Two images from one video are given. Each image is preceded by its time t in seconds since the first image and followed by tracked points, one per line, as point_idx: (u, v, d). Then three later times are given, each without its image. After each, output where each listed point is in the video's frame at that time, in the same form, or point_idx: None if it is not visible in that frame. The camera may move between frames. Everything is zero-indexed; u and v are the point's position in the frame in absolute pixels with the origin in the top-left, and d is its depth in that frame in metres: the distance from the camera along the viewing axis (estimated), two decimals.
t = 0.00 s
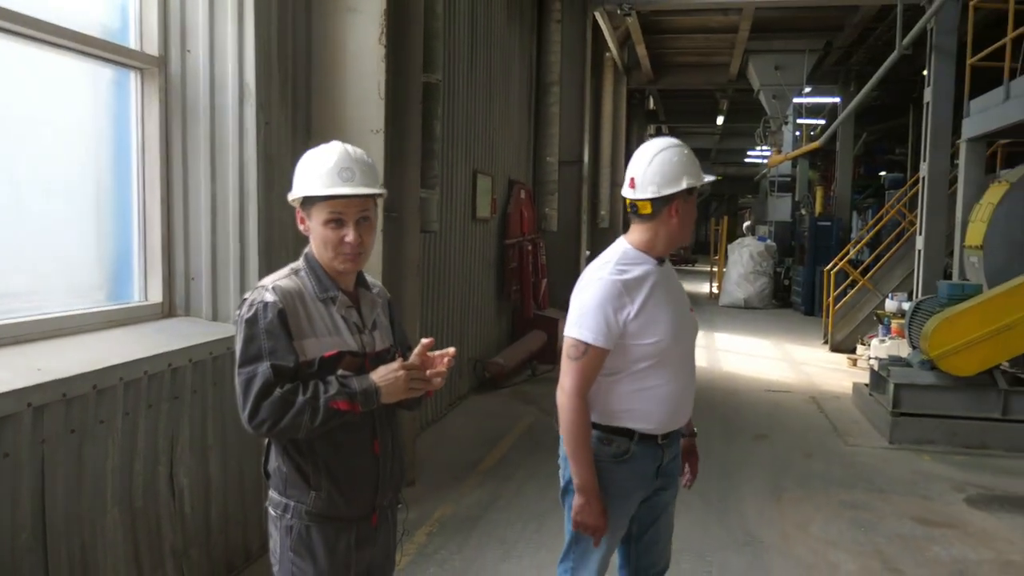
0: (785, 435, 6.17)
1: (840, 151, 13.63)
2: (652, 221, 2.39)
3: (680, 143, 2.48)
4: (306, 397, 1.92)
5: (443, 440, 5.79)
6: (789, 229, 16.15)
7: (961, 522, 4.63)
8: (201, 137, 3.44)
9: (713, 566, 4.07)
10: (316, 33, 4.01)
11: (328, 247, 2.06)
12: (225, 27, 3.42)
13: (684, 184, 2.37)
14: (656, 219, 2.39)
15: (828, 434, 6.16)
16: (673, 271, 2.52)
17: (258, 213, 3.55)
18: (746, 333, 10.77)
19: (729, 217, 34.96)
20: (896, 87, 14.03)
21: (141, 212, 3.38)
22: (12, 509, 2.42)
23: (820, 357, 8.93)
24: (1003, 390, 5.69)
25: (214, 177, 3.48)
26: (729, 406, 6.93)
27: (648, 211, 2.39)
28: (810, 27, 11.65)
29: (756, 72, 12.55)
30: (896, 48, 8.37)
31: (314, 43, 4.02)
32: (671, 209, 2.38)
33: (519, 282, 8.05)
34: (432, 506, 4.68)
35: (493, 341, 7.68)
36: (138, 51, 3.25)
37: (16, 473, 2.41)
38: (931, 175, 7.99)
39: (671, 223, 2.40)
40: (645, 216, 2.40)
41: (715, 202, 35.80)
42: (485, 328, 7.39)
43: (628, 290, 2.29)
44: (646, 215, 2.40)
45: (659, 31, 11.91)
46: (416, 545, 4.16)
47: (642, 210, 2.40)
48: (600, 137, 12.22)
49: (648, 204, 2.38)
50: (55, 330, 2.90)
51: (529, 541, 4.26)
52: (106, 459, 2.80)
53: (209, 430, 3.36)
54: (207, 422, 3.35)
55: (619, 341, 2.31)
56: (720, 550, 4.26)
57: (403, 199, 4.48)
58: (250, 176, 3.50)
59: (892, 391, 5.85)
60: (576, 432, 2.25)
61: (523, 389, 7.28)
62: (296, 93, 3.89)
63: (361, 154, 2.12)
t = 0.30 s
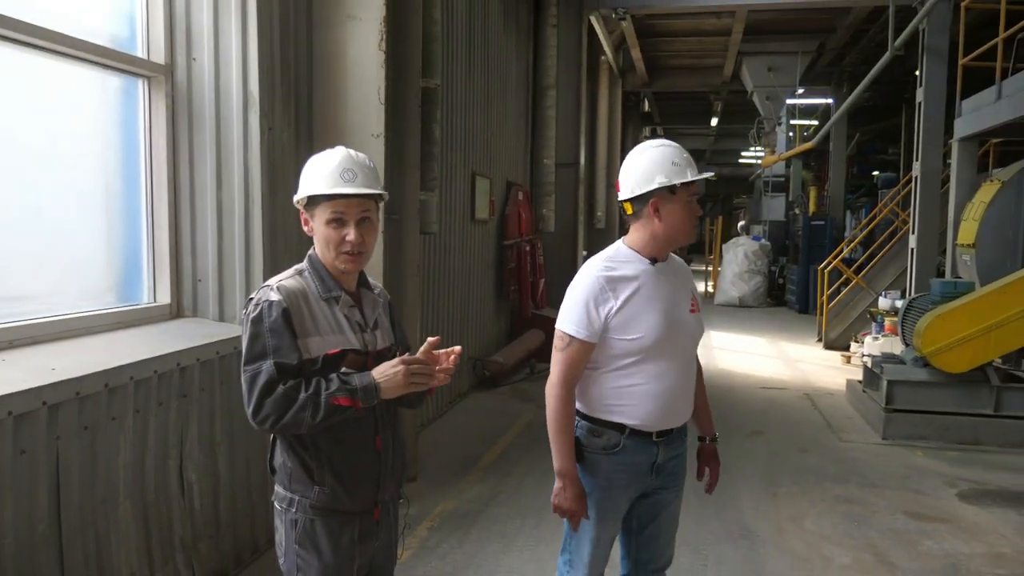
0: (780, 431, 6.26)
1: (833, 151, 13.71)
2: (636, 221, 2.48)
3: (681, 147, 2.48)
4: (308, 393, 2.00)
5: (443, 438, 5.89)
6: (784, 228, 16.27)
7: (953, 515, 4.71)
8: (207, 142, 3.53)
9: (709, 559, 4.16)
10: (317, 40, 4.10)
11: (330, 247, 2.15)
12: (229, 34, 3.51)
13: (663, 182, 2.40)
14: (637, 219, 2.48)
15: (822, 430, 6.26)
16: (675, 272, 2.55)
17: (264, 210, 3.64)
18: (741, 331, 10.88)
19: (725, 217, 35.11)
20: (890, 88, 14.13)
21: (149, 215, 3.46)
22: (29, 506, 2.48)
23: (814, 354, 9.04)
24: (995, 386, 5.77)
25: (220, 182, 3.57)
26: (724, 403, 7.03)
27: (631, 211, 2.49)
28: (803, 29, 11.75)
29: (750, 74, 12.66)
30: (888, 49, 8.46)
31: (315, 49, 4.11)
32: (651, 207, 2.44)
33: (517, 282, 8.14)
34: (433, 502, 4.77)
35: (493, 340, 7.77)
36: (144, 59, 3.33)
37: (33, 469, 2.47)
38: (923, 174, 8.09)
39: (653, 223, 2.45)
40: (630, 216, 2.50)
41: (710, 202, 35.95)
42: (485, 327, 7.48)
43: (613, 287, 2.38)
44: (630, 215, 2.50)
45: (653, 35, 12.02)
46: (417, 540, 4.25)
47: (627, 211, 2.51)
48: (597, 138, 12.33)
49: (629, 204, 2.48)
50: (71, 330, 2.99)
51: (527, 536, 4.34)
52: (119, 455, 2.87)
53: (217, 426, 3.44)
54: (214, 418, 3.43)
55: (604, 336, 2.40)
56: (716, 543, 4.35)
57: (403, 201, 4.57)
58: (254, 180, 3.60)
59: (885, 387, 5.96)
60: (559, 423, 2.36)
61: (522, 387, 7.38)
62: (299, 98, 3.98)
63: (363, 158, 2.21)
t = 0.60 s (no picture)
0: (780, 427, 6.33)
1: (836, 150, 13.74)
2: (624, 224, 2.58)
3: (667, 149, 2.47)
4: (311, 387, 2.08)
5: (447, 435, 5.96)
6: (786, 227, 16.37)
7: (951, 510, 4.76)
8: (215, 144, 3.60)
9: (708, 553, 4.23)
10: (321, 45, 4.18)
11: (331, 246, 2.22)
12: (237, 39, 3.57)
13: (629, 182, 2.46)
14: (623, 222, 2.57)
15: (823, 426, 6.32)
16: (676, 269, 2.52)
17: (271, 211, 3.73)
18: (744, 329, 10.94)
19: (729, 215, 35.13)
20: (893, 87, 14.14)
21: (160, 216, 3.55)
22: (44, 499, 2.54)
23: (815, 351, 9.09)
24: (994, 383, 5.82)
25: (228, 184, 3.65)
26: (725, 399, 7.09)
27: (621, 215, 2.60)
28: (805, 29, 11.80)
29: (753, 73, 12.72)
30: (889, 48, 8.50)
31: (320, 53, 4.18)
32: (626, 206, 2.52)
33: (521, 281, 8.22)
34: (437, 497, 4.85)
35: (497, 338, 7.86)
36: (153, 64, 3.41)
37: (47, 464, 2.54)
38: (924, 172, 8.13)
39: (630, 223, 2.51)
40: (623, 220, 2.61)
41: (715, 201, 35.96)
42: (489, 326, 7.56)
43: (594, 283, 2.46)
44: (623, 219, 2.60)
45: (656, 36, 12.08)
46: (421, 534, 4.33)
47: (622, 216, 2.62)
48: (601, 137, 12.40)
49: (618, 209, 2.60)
50: (83, 329, 3.07)
51: (528, 531, 4.41)
52: (129, 450, 2.94)
53: (224, 422, 3.52)
54: (222, 416, 3.51)
55: (586, 331, 2.49)
56: (715, 537, 4.42)
57: (408, 201, 4.64)
58: (260, 181, 3.68)
59: (885, 383, 6.01)
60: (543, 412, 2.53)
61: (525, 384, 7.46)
62: (304, 101, 4.05)
63: (359, 160, 2.28)
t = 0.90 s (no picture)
0: (779, 420, 6.40)
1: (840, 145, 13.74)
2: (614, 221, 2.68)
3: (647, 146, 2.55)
4: (311, 374, 2.17)
5: (450, 426, 6.06)
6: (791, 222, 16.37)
7: (945, 502, 4.81)
8: (219, 139, 3.65)
9: (704, 542, 4.31)
10: (324, 43, 4.26)
11: (336, 240, 2.30)
12: (241, 38, 3.63)
13: (607, 179, 2.56)
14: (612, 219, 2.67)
15: (821, 419, 6.38)
16: (664, 263, 2.55)
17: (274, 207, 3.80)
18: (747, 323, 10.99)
19: (735, 210, 35.10)
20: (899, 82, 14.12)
21: (166, 208, 3.56)
22: (49, 484, 2.57)
23: (816, 345, 9.15)
24: (991, 377, 5.86)
25: (232, 178, 3.69)
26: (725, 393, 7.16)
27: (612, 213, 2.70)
28: (810, 24, 11.80)
29: (757, 69, 12.74)
30: (892, 44, 8.50)
31: (324, 50, 4.26)
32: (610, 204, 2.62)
33: (524, 274, 8.31)
34: (438, 487, 4.94)
35: (500, 331, 7.94)
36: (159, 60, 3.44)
37: (54, 451, 2.57)
38: (926, 168, 8.15)
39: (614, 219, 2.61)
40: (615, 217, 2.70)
41: (721, 196, 35.91)
42: (492, 319, 7.65)
43: (579, 279, 2.61)
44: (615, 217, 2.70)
45: (661, 31, 12.11)
46: (422, 522, 4.43)
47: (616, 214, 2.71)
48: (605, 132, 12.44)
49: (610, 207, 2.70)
50: (86, 320, 3.10)
51: (526, 521, 4.49)
52: (134, 438, 2.95)
53: (228, 413, 3.55)
54: (226, 406, 3.54)
55: (572, 325, 2.65)
56: (710, 528, 4.49)
57: (410, 195, 4.72)
58: (265, 175, 3.74)
59: (882, 377, 6.05)
60: (535, 399, 2.72)
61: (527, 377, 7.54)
62: (307, 96, 4.12)
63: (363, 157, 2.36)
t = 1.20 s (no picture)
0: (765, 406, 6.52)
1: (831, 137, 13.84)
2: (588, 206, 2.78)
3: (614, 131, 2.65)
4: (301, 358, 2.24)
5: (442, 412, 6.17)
6: (781, 212, 16.13)
7: (924, 485, 4.93)
8: (211, 125, 3.68)
9: (689, 524, 4.43)
10: (317, 33, 4.30)
11: (322, 227, 2.37)
12: (233, 27, 3.65)
13: (578, 166, 2.67)
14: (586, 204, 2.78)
15: (807, 407, 6.51)
16: (635, 248, 2.65)
17: (265, 197, 3.81)
18: (737, 312, 11.12)
19: (728, 201, 35.23)
20: (890, 75, 14.21)
21: (157, 195, 3.60)
22: (42, 467, 2.57)
23: (804, 334, 9.28)
24: (971, 364, 5.96)
25: (224, 164, 3.72)
26: (713, 380, 7.28)
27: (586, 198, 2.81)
28: (802, 16, 11.89)
29: (749, 60, 12.81)
30: (881, 37, 8.58)
31: (317, 39, 4.31)
32: (582, 191, 2.73)
33: (517, 263, 8.39)
34: (430, 471, 5.05)
35: (493, 319, 8.04)
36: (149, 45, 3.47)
37: (46, 434, 2.57)
38: (913, 159, 8.26)
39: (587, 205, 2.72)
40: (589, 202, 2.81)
41: (714, 186, 36.02)
42: (485, 307, 7.75)
43: (553, 266, 2.73)
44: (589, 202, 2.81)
45: (654, 22, 12.17)
46: (413, 506, 4.54)
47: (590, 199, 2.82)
48: (599, 122, 12.51)
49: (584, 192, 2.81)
50: (80, 305, 3.14)
51: (516, 505, 4.60)
52: (126, 422, 2.95)
53: (220, 399, 3.53)
54: (218, 392, 3.52)
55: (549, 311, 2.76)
56: (695, 510, 4.61)
57: (402, 184, 4.80)
58: (257, 161, 3.76)
59: (867, 364, 6.19)
60: (515, 389, 2.84)
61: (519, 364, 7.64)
62: (300, 85, 4.18)
63: (352, 144, 2.42)
